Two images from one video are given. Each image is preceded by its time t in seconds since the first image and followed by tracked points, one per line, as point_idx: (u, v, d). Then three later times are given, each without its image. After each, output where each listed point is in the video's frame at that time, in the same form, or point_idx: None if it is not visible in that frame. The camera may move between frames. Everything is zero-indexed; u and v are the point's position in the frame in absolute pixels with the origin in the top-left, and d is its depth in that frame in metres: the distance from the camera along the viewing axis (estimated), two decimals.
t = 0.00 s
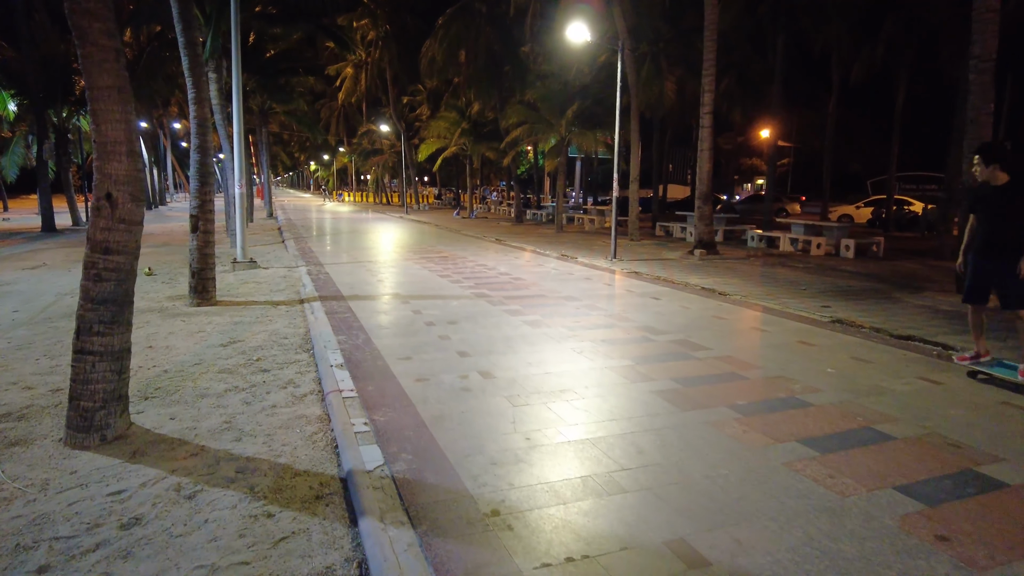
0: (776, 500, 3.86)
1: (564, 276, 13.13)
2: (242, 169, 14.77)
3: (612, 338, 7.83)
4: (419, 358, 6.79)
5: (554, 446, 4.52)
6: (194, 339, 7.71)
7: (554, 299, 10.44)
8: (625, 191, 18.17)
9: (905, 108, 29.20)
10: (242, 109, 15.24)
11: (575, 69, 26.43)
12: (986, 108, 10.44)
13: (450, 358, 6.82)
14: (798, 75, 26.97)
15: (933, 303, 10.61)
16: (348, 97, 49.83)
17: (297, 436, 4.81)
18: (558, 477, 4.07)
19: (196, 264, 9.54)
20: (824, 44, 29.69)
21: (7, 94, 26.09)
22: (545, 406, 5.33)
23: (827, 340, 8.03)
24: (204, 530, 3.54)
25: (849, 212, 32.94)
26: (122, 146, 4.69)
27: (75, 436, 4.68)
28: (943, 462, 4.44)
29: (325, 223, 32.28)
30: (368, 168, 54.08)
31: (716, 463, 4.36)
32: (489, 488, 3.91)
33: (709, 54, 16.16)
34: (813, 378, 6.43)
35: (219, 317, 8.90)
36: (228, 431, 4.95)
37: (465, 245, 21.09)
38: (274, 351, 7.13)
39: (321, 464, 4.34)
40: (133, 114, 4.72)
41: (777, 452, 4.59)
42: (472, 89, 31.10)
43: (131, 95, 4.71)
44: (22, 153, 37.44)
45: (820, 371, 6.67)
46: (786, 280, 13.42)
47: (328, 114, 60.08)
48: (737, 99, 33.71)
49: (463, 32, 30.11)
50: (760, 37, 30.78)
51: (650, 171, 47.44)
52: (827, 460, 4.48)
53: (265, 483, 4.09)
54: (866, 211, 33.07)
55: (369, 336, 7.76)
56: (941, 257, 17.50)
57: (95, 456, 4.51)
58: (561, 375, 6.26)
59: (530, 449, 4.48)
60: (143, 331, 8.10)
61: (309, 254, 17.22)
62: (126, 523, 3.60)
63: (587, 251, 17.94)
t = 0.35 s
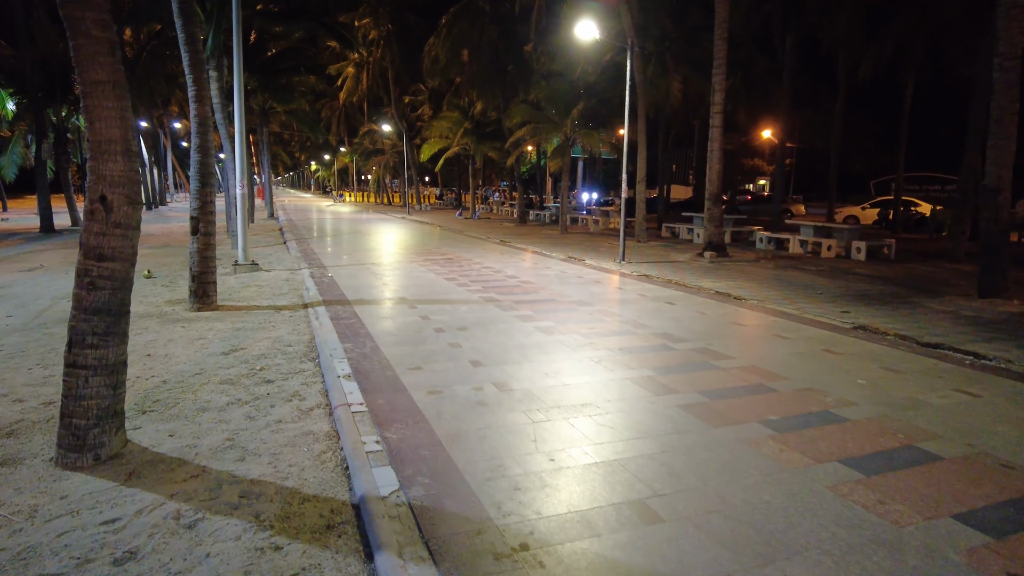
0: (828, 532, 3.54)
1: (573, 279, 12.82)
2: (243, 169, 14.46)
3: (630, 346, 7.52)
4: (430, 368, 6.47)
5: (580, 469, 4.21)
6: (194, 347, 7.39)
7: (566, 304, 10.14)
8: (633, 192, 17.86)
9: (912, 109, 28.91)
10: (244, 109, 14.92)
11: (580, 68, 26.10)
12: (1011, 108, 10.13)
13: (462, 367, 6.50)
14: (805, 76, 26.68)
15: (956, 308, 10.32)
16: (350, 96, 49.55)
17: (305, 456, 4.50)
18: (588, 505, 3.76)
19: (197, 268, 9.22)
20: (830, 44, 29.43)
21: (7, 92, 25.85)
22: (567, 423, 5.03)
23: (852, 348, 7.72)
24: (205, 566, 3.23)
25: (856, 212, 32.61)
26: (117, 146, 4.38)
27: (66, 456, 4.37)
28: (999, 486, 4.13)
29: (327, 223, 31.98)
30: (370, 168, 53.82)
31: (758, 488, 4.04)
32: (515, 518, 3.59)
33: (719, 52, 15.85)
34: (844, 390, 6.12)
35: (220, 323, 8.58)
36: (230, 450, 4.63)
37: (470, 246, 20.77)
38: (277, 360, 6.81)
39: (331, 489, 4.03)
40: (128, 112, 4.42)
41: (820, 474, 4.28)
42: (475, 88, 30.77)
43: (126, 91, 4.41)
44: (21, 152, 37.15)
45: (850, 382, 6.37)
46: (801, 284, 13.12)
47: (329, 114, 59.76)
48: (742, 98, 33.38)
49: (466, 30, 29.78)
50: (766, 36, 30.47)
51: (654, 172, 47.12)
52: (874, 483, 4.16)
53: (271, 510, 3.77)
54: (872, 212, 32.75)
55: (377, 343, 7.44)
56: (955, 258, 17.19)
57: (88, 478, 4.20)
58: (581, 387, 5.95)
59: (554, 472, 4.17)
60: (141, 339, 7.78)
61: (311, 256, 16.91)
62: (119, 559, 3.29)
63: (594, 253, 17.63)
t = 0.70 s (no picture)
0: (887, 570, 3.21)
1: (583, 283, 12.51)
2: (244, 170, 14.15)
3: (648, 355, 7.20)
4: (440, 378, 6.14)
5: (610, 495, 3.88)
6: (192, 356, 7.06)
7: (577, 309, 9.82)
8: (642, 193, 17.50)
9: (920, 110, 28.61)
10: (245, 108, 14.59)
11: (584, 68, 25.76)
12: None
13: (475, 378, 6.17)
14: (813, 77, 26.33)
15: (979, 313, 10.00)
16: (351, 97, 49.28)
17: (311, 479, 4.18)
18: (621, 538, 3.44)
19: (196, 272, 8.89)
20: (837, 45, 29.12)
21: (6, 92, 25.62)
22: (590, 441, 4.71)
23: (880, 357, 7.39)
24: None
25: (861, 214, 32.30)
26: (108, 145, 4.05)
27: (53, 480, 4.04)
28: None
29: (328, 225, 31.68)
30: (371, 169, 53.57)
31: (804, 517, 3.72)
32: (543, 554, 3.27)
33: (730, 50, 15.53)
34: (878, 402, 5.80)
35: (219, 329, 8.27)
36: (231, 471, 4.32)
37: (474, 248, 20.47)
38: (280, 371, 6.48)
39: (339, 517, 3.71)
40: (120, 108, 4.09)
41: (868, 500, 3.95)
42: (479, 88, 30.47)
43: (119, 86, 4.08)
44: (21, 153, 36.90)
45: (882, 394, 6.04)
46: (815, 288, 12.80)
47: (330, 115, 59.48)
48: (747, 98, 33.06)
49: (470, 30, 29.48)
50: (772, 36, 30.14)
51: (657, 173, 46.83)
52: (928, 510, 3.82)
53: (275, 543, 3.45)
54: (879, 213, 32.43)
55: (384, 351, 7.12)
56: (969, 261, 16.89)
57: (75, 504, 3.88)
58: (602, 400, 5.62)
59: (582, 499, 3.85)
60: (137, 347, 7.46)
61: (313, 258, 16.60)
62: None
63: (602, 255, 17.34)
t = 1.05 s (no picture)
0: None
1: (593, 284, 12.13)
2: (245, 169, 13.81)
3: (668, 362, 6.82)
4: (449, 389, 5.77)
5: (641, 527, 3.51)
6: (187, 364, 6.69)
7: (589, 312, 9.46)
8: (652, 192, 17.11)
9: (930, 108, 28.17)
10: (244, 106, 14.21)
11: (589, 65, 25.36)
12: None
13: (486, 388, 5.80)
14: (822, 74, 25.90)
15: (1008, 316, 9.60)
16: (353, 96, 48.97)
17: (313, 505, 3.81)
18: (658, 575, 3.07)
19: (192, 274, 8.53)
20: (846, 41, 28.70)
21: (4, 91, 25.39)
22: (614, 461, 4.34)
23: (912, 363, 7.00)
24: None
25: (870, 213, 31.85)
26: (88, 140, 3.69)
27: (28, 508, 3.69)
28: None
29: (331, 225, 31.37)
30: (374, 169, 53.24)
31: (860, 552, 3.34)
32: None
33: (742, 45, 15.13)
34: (917, 414, 5.40)
35: (216, 335, 7.90)
36: (224, 495, 3.95)
37: (478, 249, 20.12)
38: (279, 381, 6.12)
39: (343, 551, 3.35)
40: (100, 99, 3.73)
41: (930, 530, 3.56)
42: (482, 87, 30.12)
43: (99, 76, 3.72)
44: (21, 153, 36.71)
45: (921, 404, 5.65)
46: (832, 289, 12.42)
47: (332, 115, 59.20)
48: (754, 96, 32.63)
49: (473, 28, 29.12)
50: (780, 33, 29.72)
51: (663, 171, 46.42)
52: (997, 542, 3.43)
53: None
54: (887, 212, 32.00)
55: (389, 358, 6.75)
56: (987, 261, 16.46)
57: (52, 535, 3.53)
58: (624, 414, 5.24)
59: (611, 531, 3.47)
60: (130, 354, 7.10)
61: (315, 259, 16.27)
62: None
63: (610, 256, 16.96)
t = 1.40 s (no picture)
0: None
1: (617, 292, 11.73)
2: (259, 175, 13.58)
3: (703, 380, 6.39)
4: (473, 408, 5.43)
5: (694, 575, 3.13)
6: (196, 380, 6.40)
7: (615, 322, 9.08)
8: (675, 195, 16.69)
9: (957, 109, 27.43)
10: (259, 109, 13.97)
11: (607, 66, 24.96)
12: None
13: (512, 408, 5.44)
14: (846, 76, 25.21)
15: None
16: (369, 100, 48.93)
17: (328, 545, 3.47)
18: None
19: (204, 283, 8.27)
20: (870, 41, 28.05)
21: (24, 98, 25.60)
22: (656, 495, 3.97)
23: (965, 379, 6.55)
24: None
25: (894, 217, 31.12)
26: (84, 145, 3.40)
27: (20, 546, 3.38)
28: None
29: (347, 230, 31.24)
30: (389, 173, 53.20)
31: None
32: None
33: (767, 45, 14.69)
34: (981, 438, 4.98)
35: (229, 348, 7.62)
36: (231, 532, 3.62)
37: (495, 254, 19.79)
38: (292, 399, 5.80)
39: None
40: (97, 102, 3.45)
41: None
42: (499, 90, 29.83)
43: (96, 77, 3.44)
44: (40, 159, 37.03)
45: (983, 426, 5.22)
46: (866, 296, 11.95)
47: (348, 119, 59.30)
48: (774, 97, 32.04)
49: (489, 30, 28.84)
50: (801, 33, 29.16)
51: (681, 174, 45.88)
52: None
53: None
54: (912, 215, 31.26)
55: (408, 374, 6.41)
56: None
57: None
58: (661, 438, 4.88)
59: None
60: (138, 368, 6.83)
61: (331, 265, 16.03)
62: None
63: (631, 262, 16.55)
